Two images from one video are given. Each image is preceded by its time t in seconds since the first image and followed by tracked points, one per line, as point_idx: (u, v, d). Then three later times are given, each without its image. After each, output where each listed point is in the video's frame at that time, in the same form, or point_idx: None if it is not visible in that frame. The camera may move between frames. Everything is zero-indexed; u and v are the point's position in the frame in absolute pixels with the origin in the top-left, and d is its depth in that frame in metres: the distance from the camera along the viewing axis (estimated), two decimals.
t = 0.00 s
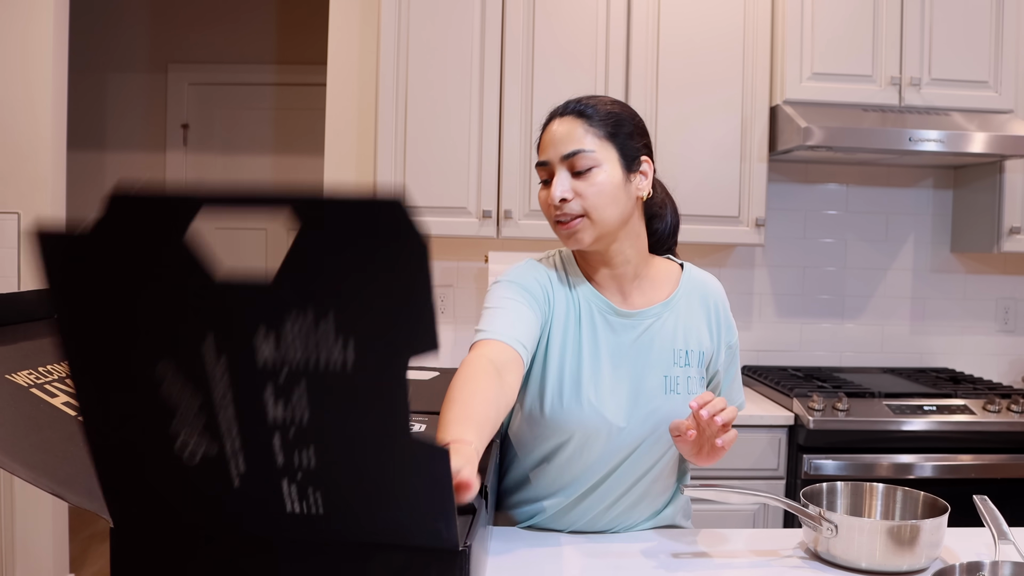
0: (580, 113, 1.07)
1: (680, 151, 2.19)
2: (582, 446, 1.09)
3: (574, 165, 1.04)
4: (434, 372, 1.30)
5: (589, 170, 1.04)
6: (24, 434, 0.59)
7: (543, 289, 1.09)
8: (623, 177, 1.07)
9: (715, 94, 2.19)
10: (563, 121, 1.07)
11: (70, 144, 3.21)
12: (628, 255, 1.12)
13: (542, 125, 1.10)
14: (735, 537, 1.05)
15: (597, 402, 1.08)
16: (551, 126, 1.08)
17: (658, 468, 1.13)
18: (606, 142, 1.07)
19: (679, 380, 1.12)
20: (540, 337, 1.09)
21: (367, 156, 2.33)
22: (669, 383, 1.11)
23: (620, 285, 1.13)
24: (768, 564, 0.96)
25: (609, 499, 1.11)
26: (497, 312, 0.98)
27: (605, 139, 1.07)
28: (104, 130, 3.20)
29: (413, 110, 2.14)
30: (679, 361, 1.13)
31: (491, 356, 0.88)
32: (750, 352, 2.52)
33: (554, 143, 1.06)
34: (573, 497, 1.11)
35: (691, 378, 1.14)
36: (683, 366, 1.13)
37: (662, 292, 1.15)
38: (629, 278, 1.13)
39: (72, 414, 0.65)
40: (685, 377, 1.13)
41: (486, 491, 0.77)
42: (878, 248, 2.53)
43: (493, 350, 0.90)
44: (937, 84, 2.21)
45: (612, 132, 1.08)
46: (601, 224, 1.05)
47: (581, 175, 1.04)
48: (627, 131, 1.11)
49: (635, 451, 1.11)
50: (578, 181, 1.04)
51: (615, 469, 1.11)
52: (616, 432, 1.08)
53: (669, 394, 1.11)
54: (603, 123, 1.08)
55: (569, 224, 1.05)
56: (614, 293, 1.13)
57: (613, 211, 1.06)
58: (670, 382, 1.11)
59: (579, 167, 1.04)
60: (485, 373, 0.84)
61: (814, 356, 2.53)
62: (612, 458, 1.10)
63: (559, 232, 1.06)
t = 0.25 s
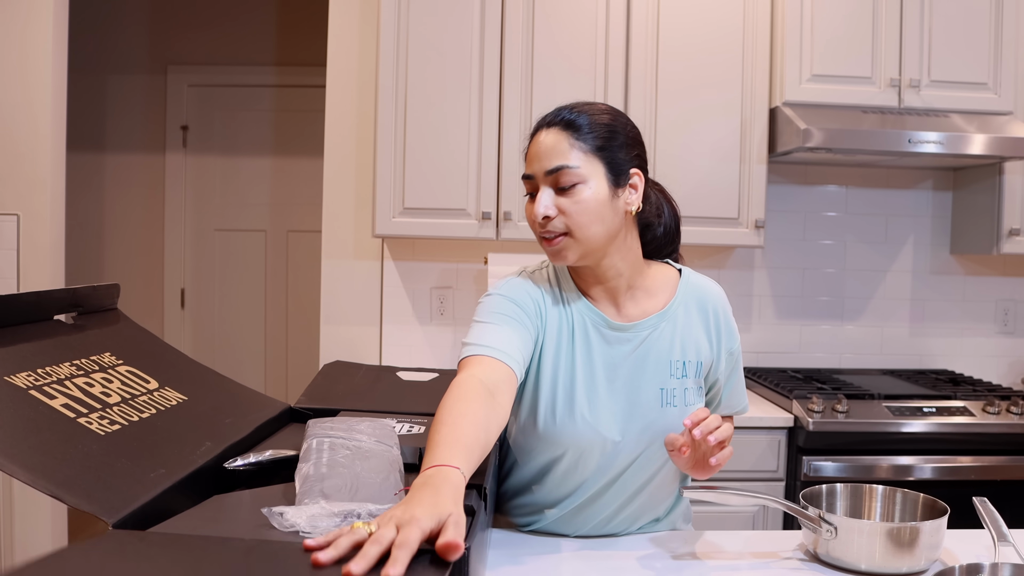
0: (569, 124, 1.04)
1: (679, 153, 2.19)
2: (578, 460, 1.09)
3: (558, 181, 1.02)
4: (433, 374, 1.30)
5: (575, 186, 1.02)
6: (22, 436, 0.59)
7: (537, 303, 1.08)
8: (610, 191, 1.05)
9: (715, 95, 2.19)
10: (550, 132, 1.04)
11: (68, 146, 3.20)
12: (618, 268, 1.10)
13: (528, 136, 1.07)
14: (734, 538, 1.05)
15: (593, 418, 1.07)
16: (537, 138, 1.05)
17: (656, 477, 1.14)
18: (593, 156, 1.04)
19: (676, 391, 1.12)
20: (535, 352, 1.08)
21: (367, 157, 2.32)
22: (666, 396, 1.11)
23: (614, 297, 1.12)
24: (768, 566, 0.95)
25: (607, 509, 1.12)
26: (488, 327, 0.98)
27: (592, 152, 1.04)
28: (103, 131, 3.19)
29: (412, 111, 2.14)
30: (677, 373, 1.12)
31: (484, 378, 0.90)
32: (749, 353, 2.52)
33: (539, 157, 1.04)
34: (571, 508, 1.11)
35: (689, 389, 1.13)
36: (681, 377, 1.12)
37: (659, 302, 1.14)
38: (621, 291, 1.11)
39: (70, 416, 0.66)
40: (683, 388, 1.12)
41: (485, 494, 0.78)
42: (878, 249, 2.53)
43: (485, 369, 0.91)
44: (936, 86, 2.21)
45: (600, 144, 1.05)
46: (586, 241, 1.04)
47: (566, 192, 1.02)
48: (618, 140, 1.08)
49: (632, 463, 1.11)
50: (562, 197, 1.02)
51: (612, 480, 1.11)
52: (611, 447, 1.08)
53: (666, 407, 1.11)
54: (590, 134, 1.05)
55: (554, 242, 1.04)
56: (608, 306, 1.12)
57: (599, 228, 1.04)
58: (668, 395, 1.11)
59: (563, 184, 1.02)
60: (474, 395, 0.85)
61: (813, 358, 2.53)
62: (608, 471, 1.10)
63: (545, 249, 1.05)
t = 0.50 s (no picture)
0: (569, 127, 1.03)
1: (679, 154, 2.19)
2: (573, 463, 1.09)
3: (559, 186, 1.02)
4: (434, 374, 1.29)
5: (576, 190, 1.02)
6: (22, 436, 0.59)
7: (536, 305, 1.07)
8: (612, 196, 1.04)
9: (715, 96, 2.19)
10: (551, 134, 1.03)
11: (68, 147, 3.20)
12: (618, 273, 1.10)
13: (529, 138, 1.06)
14: (735, 540, 1.05)
15: (590, 422, 1.07)
16: (538, 141, 1.04)
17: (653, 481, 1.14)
18: (594, 160, 1.03)
19: (674, 397, 1.11)
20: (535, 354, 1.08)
21: (367, 158, 2.32)
22: (664, 401, 1.10)
23: (614, 301, 1.11)
24: (768, 567, 0.95)
25: (605, 512, 1.12)
26: (485, 326, 0.98)
27: (594, 156, 1.03)
28: (103, 132, 3.19)
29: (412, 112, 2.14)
30: (676, 378, 1.11)
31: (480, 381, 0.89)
32: (749, 355, 2.52)
33: (540, 161, 1.03)
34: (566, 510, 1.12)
35: (688, 395, 1.13)
36: (680, 383, 1.12)
37: (658, 306, 1.13)
38: (621, 294, 1.11)
39: (70, 417, 0.66)
40: (681, 394, 1.12)
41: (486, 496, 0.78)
42: (878, 251, 2.53)
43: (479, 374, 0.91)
44: (936, 87, 2.21)
45: (602, 147, 1.05)
46: (587, 245, 1.03)
47: (567, 196, 1.02)
48: (620, 144, 1.07)
49: (629, 468, 1.11)
50: (564, 202, 1.02)
51: (609, 484, 1.11)
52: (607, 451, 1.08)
53: (664, 412, 1.10)
54: (592, 137, 1.04)
55: (555, 245, 1.03)
56: (607, 311, 1.11)
57: (600, 232, 1.03)
58: (666, 400, 1.10)
59: (565, 188, 1.01)
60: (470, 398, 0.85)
61: (813, 359, 2.53)
62: (605, 475, 1.10)
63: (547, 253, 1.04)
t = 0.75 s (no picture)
0: (599, 113, 1.08)
1: (679, 155, 2.19)
2: (583, 453, 1.08)
3: (595, 164, 1.04)
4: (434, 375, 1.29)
5: (612, 168, 1.04)
6: (22, 437, 0.59)
7: (550, 291, 1.06)
8: (643, 178, 1.08)
9: (716, 97, 2.19)
10: (584, 118, 1.07)
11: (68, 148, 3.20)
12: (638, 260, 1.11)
13: (560, 124, 1.10)
14: (735, 540, 1.05)
15: (602, 410, 1.06)
16: (571, 125, 1.08)
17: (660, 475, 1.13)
18: (627, 141, 1.07)
19: (684, 390, 1.10)
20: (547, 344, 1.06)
21: (367, 158, 2.32)
22: (675, 393, 1.10)
23: (629, 289, 1.12)
24: (769, 568, 0.95)
25: (611, 504, 1.11)
26: (498, 309, 0.94)
27: (625, 140, 1.07)
28: (103, 133, 3.19)
29: (412, 113, 2.14)
30: (686, 371, 1.11)
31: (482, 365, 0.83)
32: (749, 355, 2.52)
33: (574, 140, 1.06)
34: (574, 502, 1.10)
35: (697, 389, 1.12)
36: (690, 376, 1.12)
37: (668, 299, 1.13)
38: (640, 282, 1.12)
39: (70, 417, 0.66)
40: (691, 388, 1.12)
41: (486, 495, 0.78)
42: (878, 251, 2.53)
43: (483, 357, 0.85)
44: (937, 88, 2.21)
45: (632, 133, 1.08)
46: (619, 224, 1.05)
47: (603, 174, 1.04)
48: (645, 135, 1.12)
49: (637, 459, 1.10)
50: (600, 178, 1.04)
51: (616, 476, 1.10)
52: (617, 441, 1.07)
53: (673, 404, 1.10)
54: (625, 123, 1.08)
55: (589, 222, 1.04)
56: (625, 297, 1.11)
57: (633, 211, 1.05)
58: (677, 392, 1.10)
59: (601, 165, 1.04)
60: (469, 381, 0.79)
61: (813, 360, 2.53)
62: (613, 466, 1.09)
63: (576, 231, 1.05)
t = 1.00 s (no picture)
0: (620, 109, 1.09)
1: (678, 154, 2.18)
2: (586, 439, 1.07)
3: (613, 158, 1.06)
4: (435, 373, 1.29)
5: (630, 164, 1.06)
6: (21, 436, 0.59)
7: (548, 277, 1.08)
8: (659, 176, 1.09)
9: (716, 95, 2.18)
10: (605, 113, 1.09)
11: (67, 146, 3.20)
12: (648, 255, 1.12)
13: (581, 116, 1.11)
14: (735, 540, 1.05)
15: (605, 393, 1.06)
16: (592, 118, 1.09)
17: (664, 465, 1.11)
18: (645, 138, 1.08)
19: (691, 378, 1.09)
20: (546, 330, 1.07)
21: (367, 157, 2.32)
22: (682, 382, 1.09)
23: (638, 281, 1.12)
24: (769, 567, 0.95)
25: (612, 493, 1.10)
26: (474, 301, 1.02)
27: (644, 137, 1.08)
28: (102, 131, 3.19)
29: (411, 112, 2.13)
30: (692, 361, 1.10)
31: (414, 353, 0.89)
32: (749, 354, 2.51)
33: (593, 134, 1.07)
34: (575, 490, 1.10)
35: (704, 380, 1.11)
36: (697, 367, 1.10)
37: (676, 293, 1.14)
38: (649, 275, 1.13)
39: (68, 417, 0.65)
40: (698, 378, 1.10)
41: (487, 494, 0.77)
42: (878, 250, 2.53)
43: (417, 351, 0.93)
44: (937, 87, 2.21)
45: (651, 130, 1.10)
46: (632, 219, 1.06)
47: (620, 168, 1.06)
48: (665, 131, 1.12)
49: (640, 446, 1.09)
50: (616, 173, 1.05)
51: (617, 462, 1.09)
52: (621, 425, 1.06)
53: (680, 392, 1.08)
54: (645, 120, 1.09)
55: (602, 215, 1.06)
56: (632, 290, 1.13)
57: (646, 208, 1.07)
58: (683, 381, 1.09)
59: (619, 161, 1.05)
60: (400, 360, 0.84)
61: (813, 359, 2.52)
62: (616, 454, 1.08)
63: (590, 222, 1.07)
